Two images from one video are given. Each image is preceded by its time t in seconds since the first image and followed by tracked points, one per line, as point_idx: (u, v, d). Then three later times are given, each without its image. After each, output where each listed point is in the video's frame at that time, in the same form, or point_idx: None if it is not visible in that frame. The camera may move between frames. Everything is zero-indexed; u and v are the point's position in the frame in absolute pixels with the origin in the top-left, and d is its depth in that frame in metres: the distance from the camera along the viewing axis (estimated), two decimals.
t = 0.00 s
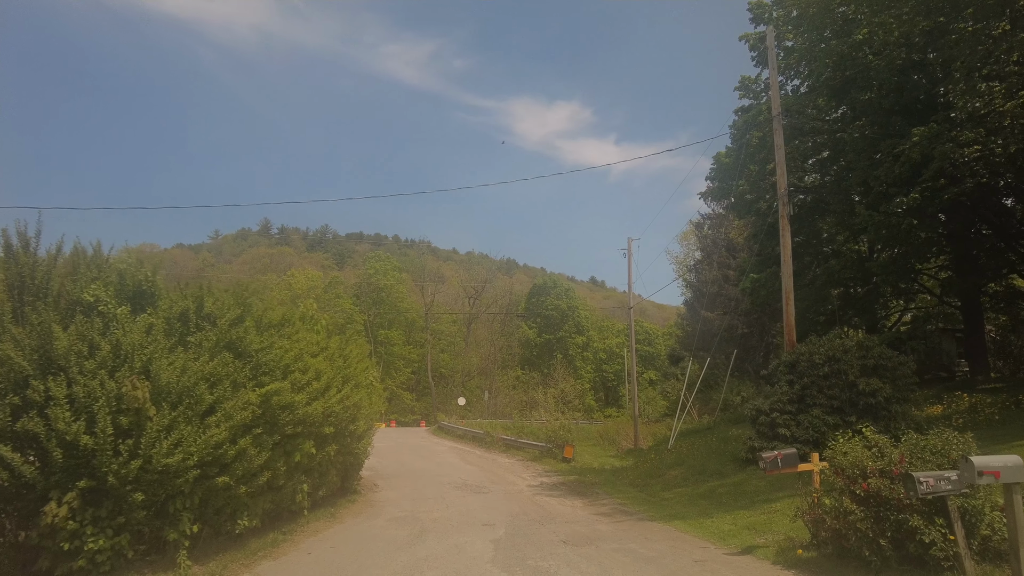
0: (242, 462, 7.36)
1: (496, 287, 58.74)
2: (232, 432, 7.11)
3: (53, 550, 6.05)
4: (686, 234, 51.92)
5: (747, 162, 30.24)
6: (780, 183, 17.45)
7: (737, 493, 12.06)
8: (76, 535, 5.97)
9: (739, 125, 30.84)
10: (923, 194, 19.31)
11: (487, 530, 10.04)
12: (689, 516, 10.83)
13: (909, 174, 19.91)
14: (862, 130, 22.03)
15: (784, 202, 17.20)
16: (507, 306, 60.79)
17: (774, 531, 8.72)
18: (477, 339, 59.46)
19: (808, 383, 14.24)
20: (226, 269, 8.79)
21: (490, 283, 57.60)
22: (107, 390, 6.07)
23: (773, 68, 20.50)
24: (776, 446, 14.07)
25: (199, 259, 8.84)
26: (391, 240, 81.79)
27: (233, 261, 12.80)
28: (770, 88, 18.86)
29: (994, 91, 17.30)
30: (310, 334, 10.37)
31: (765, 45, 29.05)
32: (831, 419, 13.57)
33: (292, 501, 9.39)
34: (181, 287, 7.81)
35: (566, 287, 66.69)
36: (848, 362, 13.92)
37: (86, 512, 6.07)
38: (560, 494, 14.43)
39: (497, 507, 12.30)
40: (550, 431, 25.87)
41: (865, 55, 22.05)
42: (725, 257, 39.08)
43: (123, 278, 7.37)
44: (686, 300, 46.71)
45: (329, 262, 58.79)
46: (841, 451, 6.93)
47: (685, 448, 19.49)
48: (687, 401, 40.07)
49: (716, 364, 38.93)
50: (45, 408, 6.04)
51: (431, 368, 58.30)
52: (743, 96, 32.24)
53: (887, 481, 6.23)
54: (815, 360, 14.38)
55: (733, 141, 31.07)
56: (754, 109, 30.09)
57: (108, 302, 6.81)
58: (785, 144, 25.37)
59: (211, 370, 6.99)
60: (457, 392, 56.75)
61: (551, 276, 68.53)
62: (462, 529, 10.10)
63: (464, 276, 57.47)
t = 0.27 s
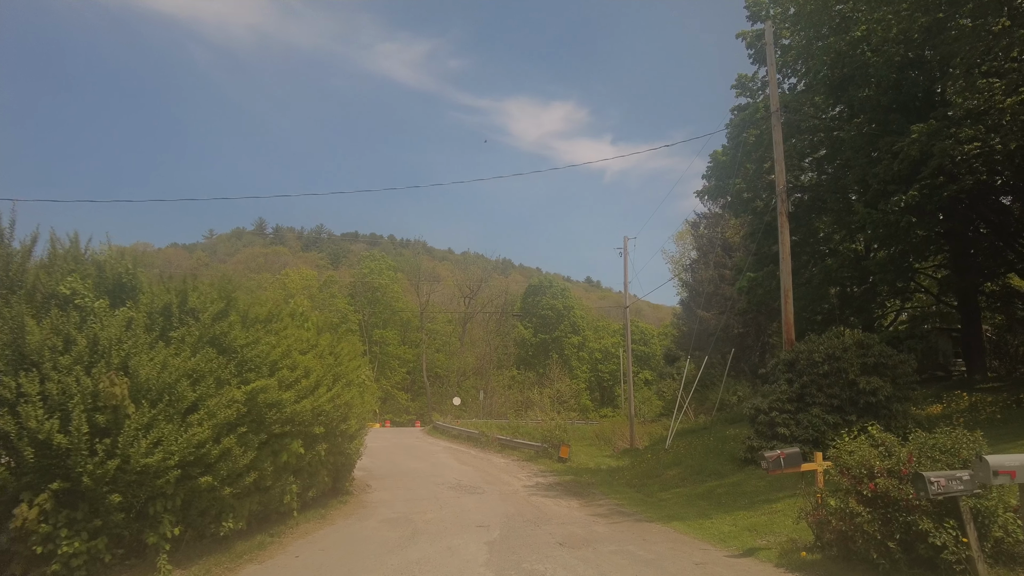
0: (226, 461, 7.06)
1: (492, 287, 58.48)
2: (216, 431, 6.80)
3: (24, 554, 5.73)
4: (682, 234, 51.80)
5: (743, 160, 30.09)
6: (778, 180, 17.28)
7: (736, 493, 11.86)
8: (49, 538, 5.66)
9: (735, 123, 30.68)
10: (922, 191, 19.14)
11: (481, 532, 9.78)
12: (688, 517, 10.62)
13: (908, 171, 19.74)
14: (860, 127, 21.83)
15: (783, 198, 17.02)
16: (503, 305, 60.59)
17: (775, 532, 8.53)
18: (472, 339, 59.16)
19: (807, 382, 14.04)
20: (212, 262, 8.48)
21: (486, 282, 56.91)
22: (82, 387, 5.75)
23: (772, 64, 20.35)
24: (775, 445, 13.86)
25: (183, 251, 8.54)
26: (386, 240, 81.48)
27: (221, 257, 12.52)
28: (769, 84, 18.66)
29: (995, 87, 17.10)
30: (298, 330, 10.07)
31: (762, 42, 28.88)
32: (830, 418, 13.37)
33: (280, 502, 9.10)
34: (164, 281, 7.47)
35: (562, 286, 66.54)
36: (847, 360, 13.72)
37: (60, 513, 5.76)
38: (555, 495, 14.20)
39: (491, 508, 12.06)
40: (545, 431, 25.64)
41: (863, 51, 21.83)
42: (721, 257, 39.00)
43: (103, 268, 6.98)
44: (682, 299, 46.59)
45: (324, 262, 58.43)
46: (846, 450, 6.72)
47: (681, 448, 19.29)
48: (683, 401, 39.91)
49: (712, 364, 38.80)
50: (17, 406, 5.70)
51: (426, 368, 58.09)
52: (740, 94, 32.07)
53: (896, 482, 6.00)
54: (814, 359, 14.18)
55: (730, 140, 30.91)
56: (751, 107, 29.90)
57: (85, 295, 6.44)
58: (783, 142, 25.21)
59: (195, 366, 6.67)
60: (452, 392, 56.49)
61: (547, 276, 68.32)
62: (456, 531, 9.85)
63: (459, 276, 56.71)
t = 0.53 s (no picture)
0: (210, 463, 6.70)
1: (490, 286, 57.77)
2: (199, 431, 6.46)
3: None
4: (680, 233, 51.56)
5: (742, 158, 29.86)
6: (779, 176, 17.01)
7: (739, 495, 11.58)
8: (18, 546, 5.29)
9: (735, 120, 30.42)
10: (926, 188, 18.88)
11: (477, 535, 9.49)
12: (691, 520, 10.35)
13: (911, 168, 19.47)
14: (861, 124, 21.56)
15: (784, 194, 16.75)
16: (500, 305, 59.93)
17: (780, 536, 8.27)
18: (470, 339, 58.81)
19: (810, 381, 13.77)
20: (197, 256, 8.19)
21: (483, 283, 56.32)
22: (53, 384, 5.38)
23: (772, 59, 20.08)
24: (777, 446, 13.59)
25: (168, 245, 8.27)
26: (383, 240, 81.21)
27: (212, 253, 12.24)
28: (769, 80, 18.41)
29: (1000, 81, 16.84)
30: (286, 328, 9.77)
31: (761, 39, 28.66)
32: (834, 418, 13.10)
33: (268, 505, 8.76)
34: (145, 275, 7.13)
35: (560, 286, 66.30)
36: (851, 358, 13.45)
37: (30, 519, 5.39)
38: (553, 496, 13.91)
39: (488, 510, 11.77)
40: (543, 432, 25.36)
41: (863, 47, 21.41)
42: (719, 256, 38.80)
43: (80, 261, 6.63)
44: (680, 299, 46.37)
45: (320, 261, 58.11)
46: (856, 451, 6.43)
47: (681, 448, 19.03)
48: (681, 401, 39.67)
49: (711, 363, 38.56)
50: None
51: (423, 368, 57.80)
52: (738, 91, 31.84)
53: (911, 484, 5.71)
54: (816, 357, 13.90)
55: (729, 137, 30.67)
56: (750, 104, 29.66)
57: (60, 288, 6.10)
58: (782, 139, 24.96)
59: (177, 363, 6.32)
60: (449, 393, 56.19)
61: (544, 275, 68.11)
62: (451, 534, 9.56)
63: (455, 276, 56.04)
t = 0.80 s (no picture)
0: (202, 465, 6.42)
1: (490, 286, 57.37)
2: (189, 432, 6.18)
3: None
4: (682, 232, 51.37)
5: (745, 155, 29.64)
6: (785, 173, 16.76)
7: (746, 497, 11.32)
8: None
9: (737, 117, 30.19)
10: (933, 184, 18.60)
11: (478, 539, 9.23)
12: (697, 522, 10.10)
13: (917, 164, 19.20)
14: (866, 121, 21.27)
15: (790, 191, 16.51)
16: (500, 305, 58.68)
17: (791, 540, 8.02)
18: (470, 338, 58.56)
19: (817, 380, 13.52)
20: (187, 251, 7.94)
21: (484, 282, 56.00)
22: (34, 384, 5.10)
23: (778, 55, 19.80)
24: (784, 446, 13.33)
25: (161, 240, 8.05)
26: (383, 240, 81.04)
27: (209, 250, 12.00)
28: (774, 75, 18.16)
29: (1009, 76, 16.57)
30: (281, 326, 9.52)
31: (764, 35, 28.46)
32: (842, 418, 12.85)
33: (263, 508, 8.49)
34: (133, 271, 6.86)
35: (560, 285, 66.07)
36: (859, 357, 13.19)
37: (10, 526, 5.09)
38: (556, 497, 13.66)
39: (489, 512, 11.53)
40: (544, 432, 25.12)
41: (868, 43, 21.06)
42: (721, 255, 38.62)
43: (64, 255, 6.37)
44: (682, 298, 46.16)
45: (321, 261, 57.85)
46: (871, 453, 6.16)
47: (684, 448, 18.78)
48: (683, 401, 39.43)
49: (713, 363, 38.35)
50: None
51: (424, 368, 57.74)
52: (741, 88, 31.59)
53: (932, 487, 5.43)
54: (823, 356, 13.64)
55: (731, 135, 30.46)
56: (753, 102, 29.42)
57: (43, 283, 5.83)
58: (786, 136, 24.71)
59: (165, 361, 6.05)
60: (450, 392, 56.02)
61: (545, 275, 67.91)
62: (452, 538, 9.31)
63: (455, 275, 55.69)
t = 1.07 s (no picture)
0: (194, 463, 6.15)
1: (491, 285, 57.10)
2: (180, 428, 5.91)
3: None
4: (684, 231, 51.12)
5: (749, 153, 29.38)
6: (792, 168, 16.49)
7: (755, 498, 11.04)
8: None
9: (741, 115, 29.92)
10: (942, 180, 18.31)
11: (481, 540, 8.96)
12: (706, 524, 9.82)
13: (926, 161, 18.91)
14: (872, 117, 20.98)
15: (797, 187, 16.24)
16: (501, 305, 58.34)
17: (805, 542, 7.75)
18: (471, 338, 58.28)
19: (825, 378, 13.24)
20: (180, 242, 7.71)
21: (484, 282, 55.74)
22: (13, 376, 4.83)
23: (784, 49, 19.51)
24: (793, 446, 13.04)
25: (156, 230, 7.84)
26: (384, 240, 80.80)
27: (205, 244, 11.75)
28: (781, 70, 17.88)
29: (1020, 70, 16.28)
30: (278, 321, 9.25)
31: (768, 32, 28.21)
32: (851, 417, 12.58)
33: (258, 509, 8.22)
34: (122, 262, 6.59)
35: (562, 285, 65.80)
36: (869, 355, 12.90)
37: None
38: (559, 498, 13.39)
39: (491, 513, 11.26)
40: (546, 432, 24.83)
41: (875, 38, 20.74)
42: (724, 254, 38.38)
43: (50, 244, 6.11)
44: (684, 298, 45.88)
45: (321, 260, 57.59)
46: (891, 451, 5.90)
47: (689, 448, 18.49)
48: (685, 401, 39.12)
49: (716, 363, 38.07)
50: None
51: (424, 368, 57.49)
52: (745, 85, 31.34)
53: (959, 488, 5.15)
54: (832, 354, 13.37)
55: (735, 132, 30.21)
56: (757, 99, 29.16)
57: (27, 273, 5.56)
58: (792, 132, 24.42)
59: (155, 354, 5.79)
60: (450, 392, 55.80)
61: (546, 275, 67.65)
62: (454, 539, 9.05)
63: (456, 275, 55.47)
